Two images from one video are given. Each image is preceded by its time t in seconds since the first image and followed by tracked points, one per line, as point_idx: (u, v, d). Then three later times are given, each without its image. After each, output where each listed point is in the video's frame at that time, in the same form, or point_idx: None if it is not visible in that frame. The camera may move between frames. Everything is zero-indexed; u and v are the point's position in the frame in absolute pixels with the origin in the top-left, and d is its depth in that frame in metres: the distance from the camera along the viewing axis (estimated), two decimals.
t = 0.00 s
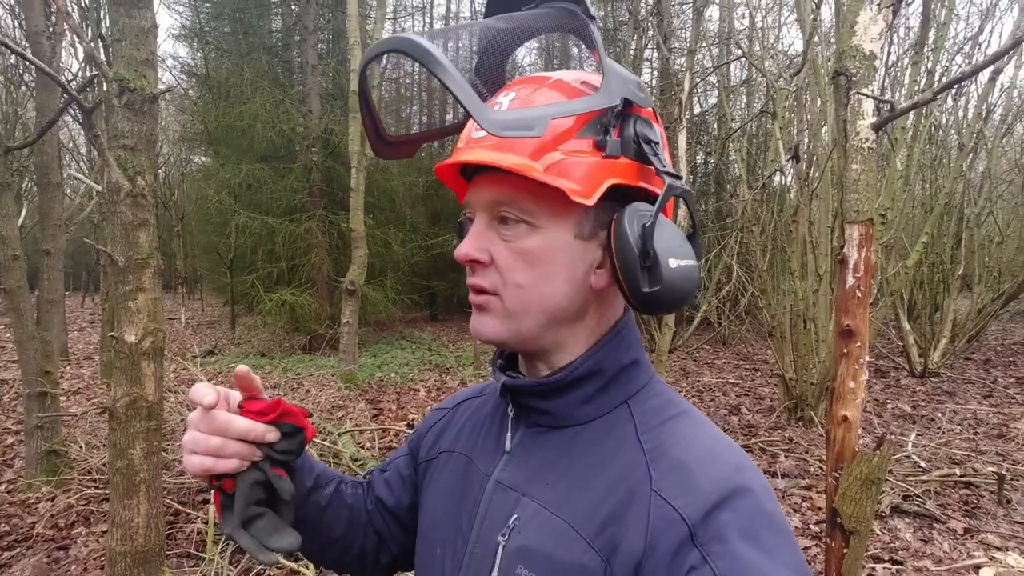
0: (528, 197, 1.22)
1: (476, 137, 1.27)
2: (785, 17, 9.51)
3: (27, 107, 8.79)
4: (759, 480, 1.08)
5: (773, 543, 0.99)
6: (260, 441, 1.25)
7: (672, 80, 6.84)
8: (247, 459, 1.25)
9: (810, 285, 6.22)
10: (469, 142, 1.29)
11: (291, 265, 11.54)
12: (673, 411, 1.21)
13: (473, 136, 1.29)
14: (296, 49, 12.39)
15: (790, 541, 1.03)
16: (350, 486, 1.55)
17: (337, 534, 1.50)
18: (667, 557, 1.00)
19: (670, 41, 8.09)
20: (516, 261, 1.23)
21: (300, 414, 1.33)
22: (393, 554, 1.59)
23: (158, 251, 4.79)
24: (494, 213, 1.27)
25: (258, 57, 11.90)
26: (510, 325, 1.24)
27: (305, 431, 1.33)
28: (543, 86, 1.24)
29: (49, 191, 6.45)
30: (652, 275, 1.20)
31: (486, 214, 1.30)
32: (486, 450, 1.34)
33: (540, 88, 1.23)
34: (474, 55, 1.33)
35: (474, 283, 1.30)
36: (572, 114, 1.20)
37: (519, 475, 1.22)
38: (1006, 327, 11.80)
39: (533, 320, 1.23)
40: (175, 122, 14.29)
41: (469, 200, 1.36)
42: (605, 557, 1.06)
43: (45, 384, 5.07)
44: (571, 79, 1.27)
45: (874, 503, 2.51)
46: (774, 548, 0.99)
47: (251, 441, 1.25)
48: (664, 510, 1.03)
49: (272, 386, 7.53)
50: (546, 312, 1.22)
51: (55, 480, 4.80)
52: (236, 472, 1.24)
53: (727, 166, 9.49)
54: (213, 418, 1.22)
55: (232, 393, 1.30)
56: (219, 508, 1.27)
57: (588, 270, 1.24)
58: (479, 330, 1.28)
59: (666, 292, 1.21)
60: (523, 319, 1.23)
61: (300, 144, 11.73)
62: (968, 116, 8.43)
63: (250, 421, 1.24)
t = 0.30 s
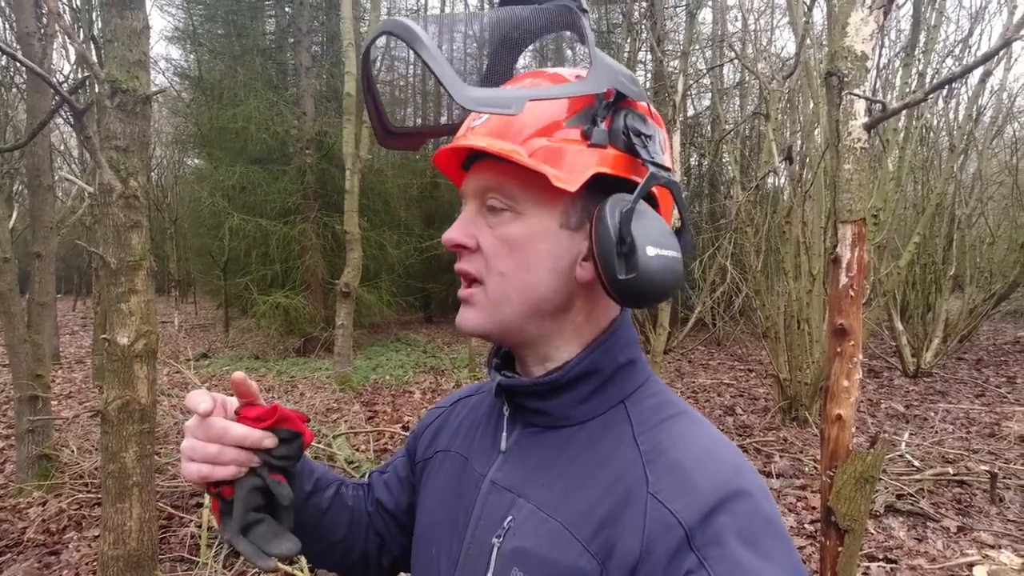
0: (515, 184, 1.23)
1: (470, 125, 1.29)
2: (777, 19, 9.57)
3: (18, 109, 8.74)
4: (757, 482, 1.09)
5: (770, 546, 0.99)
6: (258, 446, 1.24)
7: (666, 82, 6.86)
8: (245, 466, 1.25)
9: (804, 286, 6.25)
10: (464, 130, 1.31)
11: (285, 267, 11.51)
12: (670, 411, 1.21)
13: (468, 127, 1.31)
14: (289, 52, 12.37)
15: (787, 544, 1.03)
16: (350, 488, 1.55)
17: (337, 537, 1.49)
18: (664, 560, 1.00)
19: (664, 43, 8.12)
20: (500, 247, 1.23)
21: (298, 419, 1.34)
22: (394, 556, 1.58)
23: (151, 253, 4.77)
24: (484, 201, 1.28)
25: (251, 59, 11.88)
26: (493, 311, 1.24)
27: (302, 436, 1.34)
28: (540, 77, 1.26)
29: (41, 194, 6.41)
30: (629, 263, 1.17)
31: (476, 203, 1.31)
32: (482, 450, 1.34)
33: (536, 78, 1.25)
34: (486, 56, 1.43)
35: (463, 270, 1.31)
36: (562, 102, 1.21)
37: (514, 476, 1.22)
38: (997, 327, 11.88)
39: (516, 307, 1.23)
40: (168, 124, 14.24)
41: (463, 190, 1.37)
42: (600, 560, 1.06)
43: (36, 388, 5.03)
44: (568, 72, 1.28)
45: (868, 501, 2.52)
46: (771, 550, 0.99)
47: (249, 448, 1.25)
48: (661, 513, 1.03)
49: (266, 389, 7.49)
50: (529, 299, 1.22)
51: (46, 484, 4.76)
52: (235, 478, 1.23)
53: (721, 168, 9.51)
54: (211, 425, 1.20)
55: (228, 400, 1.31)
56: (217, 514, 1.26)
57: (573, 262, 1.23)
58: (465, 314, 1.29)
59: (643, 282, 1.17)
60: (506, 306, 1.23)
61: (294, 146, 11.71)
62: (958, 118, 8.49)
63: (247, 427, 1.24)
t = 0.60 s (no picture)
0: (531, 184, 1.24)
1: (483, 127, 1.30)
2: (777, 33, 9.65)
3: (20, 111, 8.75)
4: (759, 477, 1.09)
5: (773, 540, 1.00)
6: (262, 444, 1.24)
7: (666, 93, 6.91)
8: (249, 464, 1.25)
9: (802, 298, 6.27)
10: (476, 132, 1.32)
11: (284, 272, 11.51)
12: (672, 408, 1.22)
13: (482, 128, 1.31)
14: (292, 58, 12.43)
15: (789, 538, 1.03)
16: (355, 486, 1.55)
17: (342, 534, 1.49)
18: (667, 553, 1.01)
19: (665, 55, 8.18)
20: (516, 245, 1.24)
21: (301, 418, 1.34)
22: (398, 553, 1.58)
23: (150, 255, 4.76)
24: (498, 200, 1.29)
25: (254, 65, 11.94)
26: (509, 309, 1.25)
27: (307, 435, 1.34)
28: (551, 81, 1.27)
29: (42, 195, 6.42)
30: (646, 261, 1.20)
31: (489, 203, 1.32)
32: (485, 444, 1.34)
33: (548, 82, 1.27)
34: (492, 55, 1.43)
35: (477, 269, 1.32)
36: (574, 104, 1.22)
37: (517, 470, 1.23)
38: (994, 342, 11.91)
39: (532, 305, 1.24)
40: (169, 128, 14.28)
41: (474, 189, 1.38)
42: (603, 553, 1.06)
43: (32, 389, 5.02)
44: (578, 76, 1.30)
45: (866, 510, 2.52)
46: (774, 544, 1.00)
47: (253, 446, 1.25)
48: (665, 507, 1.04)
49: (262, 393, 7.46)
50: (545, 297, 1.23)
51: (40, 487, 4.73)
52: (239, 477, 1.23)
53: (720, 179, 9.56)
54: (214, 423, 1.21)
55: (233, 399, 1.31)
56: (224, 512, 1.26)
57: (587, 261, 1.24)
58: (479, 313, 1.29)
59: (661, 278, 1.20)
60: (522, 304, 1.24)
61: (295, 152, 11.74)
62: (955, 134, 8.56)
63: (252, 425, 1.24)
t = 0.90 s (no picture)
0: (537, 193, 1.22)
1: (483, 135, 1.27)
2: (774, 31, 9.65)
3: (13, 107, 8.69)
4: (757, 483, 1.09)
5: (771, 548, 0.99)
6: (252, 461, 1.24)
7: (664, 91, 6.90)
8: (239, 482, 1.24)
9: (798, 296, 6.28)
10: (475, 140, 1.29)
11: (280, 270, 11.47)
12: (671, 413, 1.21)
13: (482, 135, 1.29)
14: (288, 55, 12.38)
15: (788, 544, 1.03)
16: (350, 493, 1.54)
17: (338, 543, 1.49)
18: (666, 561, 1.00)
19: (662, 53, 8.17)
20: (521, 254, 1.23)
21: (293, 434, 1.32)
22: (395, 559, 1.58)
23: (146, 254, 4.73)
24: (501, 209, 1.27)
25: (250, 62, 11.89)
26: (515, 320, 1.24)
27: (299, 451, 1.33)
28: (551, 88, 1.25)
29: (35, 193, 6.36)
30: (659, 272, 1.22)
31: (491, 211, 1.29)
32: (481, 450, 1.34)
33: (547, 89, 1.25)
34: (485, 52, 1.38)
35: (479, 278, 1.29)
36: (579, 113, 1.21)
37: (513, 476, 1.22)
38: (989, 339, 11.96)
39: (539, 315, 1.22)
40: (164, 125, 14.21)
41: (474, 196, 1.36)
42: (601, 561, 1.06)
43: (26, 389, 4.99)
44: (578, 81, 1.28)
45: (864, 511, 2.52)
46: (773, 551, 0.99)
47: (243, 464, 1.24)
48: (664, 514, 1.03)
49: (258, 392, 7.44)
50: (553, 307, 1.22)
51: (34, 487, 4.69)
52: (228, 495, 1.22)
53: (717, 177, 9.56)
54: (202, 441, 1.20)
55: (223, 415, 1.30)
56: (213, 530, 1.25)
57: (592, 268, 1.24)
58: (483, 324, 1.27)
59: (672, 289, 1.23)
60: (529, 315, 1.23)
61: (290, 150, 11.68)
62: (951, 132, 8.59)
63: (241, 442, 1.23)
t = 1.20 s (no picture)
0: (528, 197, 1.22)
1: (472, 138, 1.26)
2: (774, 30, 9.63)
3: (14, 112, 8.72)
4: (752, 481, 1.08)
5: (766, 546, 0.98)
6: (269, 427, 1.23)
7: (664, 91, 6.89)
8: (255, 447, 1.24)
9: (800, 294, 6.26)
10: (464, 144, 1.28)
11: (281, 272, 11.48)
12: (666, 412, 1.20)
13: (471, 136, 1.28)
14: (288, 58, 12.39)
15: (783, 545, 1.02)
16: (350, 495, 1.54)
17: (339, 545, 1.47)
18: (661, 560, 1.00)
19: (662, 53, 8.16)
20: (514, 258, 1.22)
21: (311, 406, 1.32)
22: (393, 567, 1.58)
23: (146, 257, 4.72)
24: (492, 213, 1.27)
25: (250, 65, 11.91)
26: (509, 325, 1.24)
27: (314, 424, 1.32)
28: (538, 89, 1.24)
29: (36, 197, 6.36)
30: (653, 272, 1.22)
31: (482, 216, 1.29)
32: (479, 451, 1.33)
33: (535, 90, 1.24)
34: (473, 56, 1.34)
35: (471, 284, 1.28)
36: (567, 115, 1.20)
37: (510, 477, 1.21)
38: (992, 337, 11.93)
39: (534, 318, 1.22)
40: (165, 129, 14.25)
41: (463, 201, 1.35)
42: (597, 560, 1.05)
43: (28, 393, 5.00)
44: (565, 82, 1.28)
45: (866, 510, 2.52)
46: (767, 550, 0.98)
47: (260, 429, 1.24)
48: (659, 512, 1.02)
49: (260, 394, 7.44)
50: (547, 310, 1.22)
51: (36, 490, 4.70)
52: (242, 458, 1.22)
53: (717, 176, 9.55)
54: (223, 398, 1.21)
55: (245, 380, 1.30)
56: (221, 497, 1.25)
57: (586, 270, 1.24)
58: (477, 330, 1.27)
59: (667, 290, 1.23)
60: (524, 318, 1.22)
61: (291, 152, 11.69)
62: (952, 130, 8.56)
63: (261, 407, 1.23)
